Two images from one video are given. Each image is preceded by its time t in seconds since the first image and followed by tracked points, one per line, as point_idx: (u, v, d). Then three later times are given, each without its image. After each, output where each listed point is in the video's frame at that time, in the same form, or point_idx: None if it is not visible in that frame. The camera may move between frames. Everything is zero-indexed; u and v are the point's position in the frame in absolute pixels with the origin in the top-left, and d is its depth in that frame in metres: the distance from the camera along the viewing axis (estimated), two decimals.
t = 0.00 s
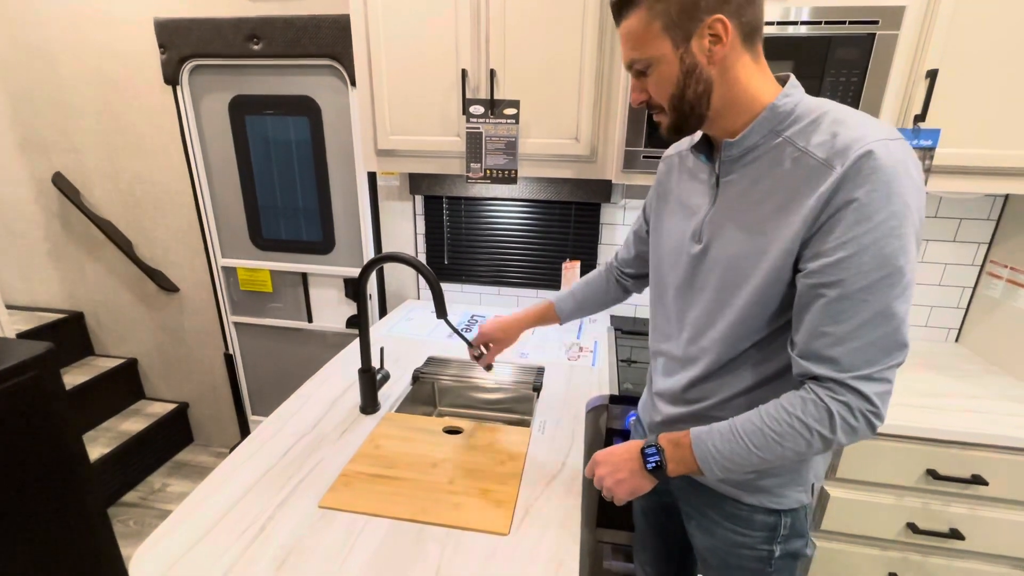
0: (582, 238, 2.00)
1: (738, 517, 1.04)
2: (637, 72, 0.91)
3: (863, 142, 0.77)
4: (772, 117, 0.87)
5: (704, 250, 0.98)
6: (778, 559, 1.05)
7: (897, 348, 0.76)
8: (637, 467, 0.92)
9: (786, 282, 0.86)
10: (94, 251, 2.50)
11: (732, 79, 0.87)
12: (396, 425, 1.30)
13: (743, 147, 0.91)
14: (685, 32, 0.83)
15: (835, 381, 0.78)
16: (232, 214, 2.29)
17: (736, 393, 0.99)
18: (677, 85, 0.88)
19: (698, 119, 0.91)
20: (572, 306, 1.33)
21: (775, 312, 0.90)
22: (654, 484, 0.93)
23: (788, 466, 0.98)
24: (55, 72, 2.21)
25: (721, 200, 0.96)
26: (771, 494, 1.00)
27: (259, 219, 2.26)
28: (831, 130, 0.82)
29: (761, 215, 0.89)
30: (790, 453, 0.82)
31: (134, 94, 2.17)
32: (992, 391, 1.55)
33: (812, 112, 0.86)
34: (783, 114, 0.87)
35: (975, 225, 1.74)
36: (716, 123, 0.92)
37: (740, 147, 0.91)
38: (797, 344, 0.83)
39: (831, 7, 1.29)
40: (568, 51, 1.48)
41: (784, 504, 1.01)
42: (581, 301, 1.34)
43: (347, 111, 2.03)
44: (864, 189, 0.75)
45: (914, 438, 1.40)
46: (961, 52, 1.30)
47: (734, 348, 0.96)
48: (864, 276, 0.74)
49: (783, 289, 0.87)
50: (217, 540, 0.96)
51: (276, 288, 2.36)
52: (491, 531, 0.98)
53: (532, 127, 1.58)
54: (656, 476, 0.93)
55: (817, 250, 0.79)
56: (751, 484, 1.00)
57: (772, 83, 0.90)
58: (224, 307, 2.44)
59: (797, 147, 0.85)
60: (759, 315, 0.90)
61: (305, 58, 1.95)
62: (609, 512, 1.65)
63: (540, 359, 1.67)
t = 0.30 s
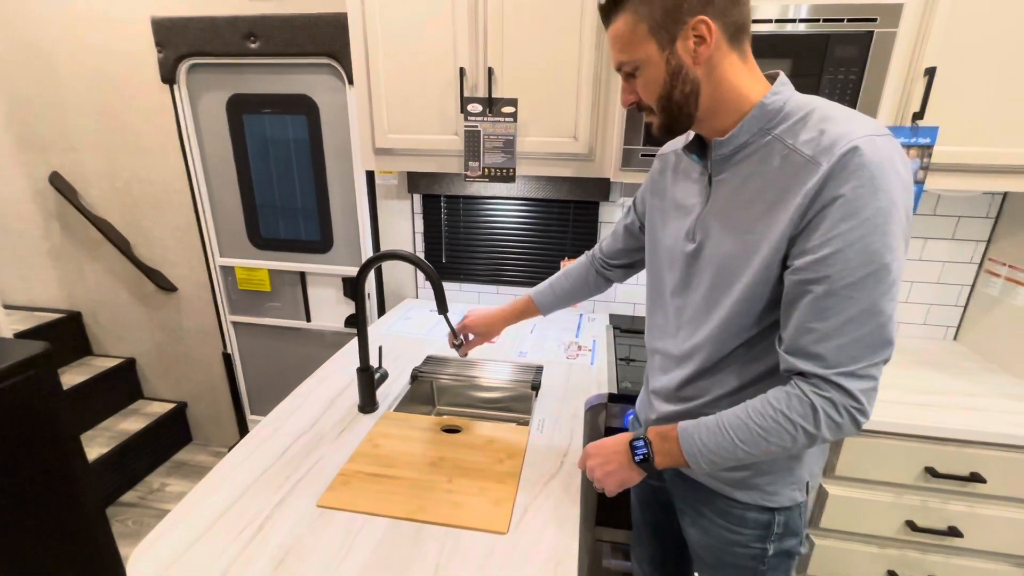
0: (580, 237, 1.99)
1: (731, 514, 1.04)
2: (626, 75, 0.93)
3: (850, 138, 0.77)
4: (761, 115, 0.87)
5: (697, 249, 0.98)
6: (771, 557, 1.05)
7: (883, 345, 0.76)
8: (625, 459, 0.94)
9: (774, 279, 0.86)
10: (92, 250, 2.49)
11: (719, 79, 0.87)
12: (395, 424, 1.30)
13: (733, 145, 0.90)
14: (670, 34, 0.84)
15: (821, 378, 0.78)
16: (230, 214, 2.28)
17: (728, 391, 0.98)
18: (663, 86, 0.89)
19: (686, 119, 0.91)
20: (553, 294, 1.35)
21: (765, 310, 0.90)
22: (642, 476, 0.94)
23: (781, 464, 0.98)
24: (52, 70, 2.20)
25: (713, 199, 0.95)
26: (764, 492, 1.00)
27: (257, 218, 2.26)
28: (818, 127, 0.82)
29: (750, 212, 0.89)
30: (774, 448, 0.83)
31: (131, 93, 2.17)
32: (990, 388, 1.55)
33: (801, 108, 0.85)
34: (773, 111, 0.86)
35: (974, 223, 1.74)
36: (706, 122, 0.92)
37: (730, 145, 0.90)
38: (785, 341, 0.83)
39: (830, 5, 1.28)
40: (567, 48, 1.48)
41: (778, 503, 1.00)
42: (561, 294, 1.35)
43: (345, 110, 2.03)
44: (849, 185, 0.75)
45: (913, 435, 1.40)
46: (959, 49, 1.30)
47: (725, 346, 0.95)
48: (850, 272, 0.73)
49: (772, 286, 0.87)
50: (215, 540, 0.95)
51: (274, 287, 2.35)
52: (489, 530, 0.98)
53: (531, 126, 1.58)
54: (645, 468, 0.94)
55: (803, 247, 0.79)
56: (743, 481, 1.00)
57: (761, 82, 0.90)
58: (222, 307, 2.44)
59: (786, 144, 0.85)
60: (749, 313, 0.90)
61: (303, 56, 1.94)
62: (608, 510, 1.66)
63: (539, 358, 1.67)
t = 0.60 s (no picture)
0: (581, 238, 1.99)
1: (726, 512, 1.04)
2: (615, 74, 0.92)
3: (833, 137, 0.78)
4: (747, 116, 0.87)
5: (689, 251, 0.98)
6: (766, 556, 1.05)
7: (873, 344, 0.76)
8: (626, 461, 0.93)
9: (764, 280, 0.86)
10: (93, 252, 2.50)
11: (707, 79, 0.87)
12: (396, 425, 1.30)
13: (721, 146, 0.91)
14: (659, 34, 0.84)
15: (812, 376, 0.78)
16: (231, 215, 2.29)
17: (721, 391, 0.98)
18: (653, 86, 0.88)
19: (676, 119, 0.91)
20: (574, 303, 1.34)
21: (757, 310, 0.90)
22: (644, 477, 0.93)
23: (775, 463, 0.98)
24: (53, 72, 2.20)
25: (704, 201, 0.96)
26: (759, 490, 1.00)
27: (258, 220, 2.26)
28: (803, 127, 0.83)
29: (739, 213, 0.90)
30: (770, 448, 0.83)
31: (132, 94, 2.17)
32: (992, 388, 1.55)
33: (786, 108, 0.86)
34: (759, 112, 0.87)
35: (975, 223, 1.74)
36: (695, 123, 0.92)
37: (719, 146, 0.91)
38: (776, 341, 0.83)
39: (830, 5, 1.28)
40: (567, 49, 1.48)
41: (772, 501, 1.00)
42: (576, 302, 1.34)
43: (346, 111, 2.03)
44: (832, 183, 0.75)
45: (915, 436, 1.40)
46: (960, 48, 1.30)
47: (718, 347, 0.95)
48: (836, 271, 0.74)
49: (763, 286, 0.87)
50: (216, 540, 0.96)
51: (275, 288, 2.36)
52: (490, 530, 0.98)
53: (531, 126, 1.58)
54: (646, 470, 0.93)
55: (790, 246, 0.79)
56: (737, 480, 1.00)
57: (748, 82, 0.90)
58: (223, 308, 2.44)
59: (773, 145, 0.85)
60: (740, 314, 0.90)
61: (304, 57, 1.95)
62: (609, 511, 1.66)
63: (540, 359, 1.67)
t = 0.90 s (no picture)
0: (580, 239, 2.00)
1: (717, 512, 1.04)
2: (606, 74, 0.95)
3: (819, 136, 0.78)
4: (735, 117, 0.88)
5: (678, 249, 0.99)
6: (757, 555, 1.05)
7: (854, 340, 0.76)
8: (608, 447, 0.95)
9: (750, 277, 0.87)
10: (93, 253, 2.50)
11: (693, 80, 0.88)
12: (395, 426, 1.29)
13: (710, 146, 0.92)
14: (646, 35, 0.86)
15: (794, 372, 0.79)
16: (231, 217, 2.29)
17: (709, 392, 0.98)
18: (640, 85, 0.90)
19: (664, 119, 0.93)
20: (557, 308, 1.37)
21: (744, 308, 0.91)
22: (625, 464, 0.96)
23: (764, 461, 0.99)
24: (54, 74, 2.21)
25: (693, 200, 0.97)
26: (748, 488, 1.00)
27: (258, 221, 2.26)
28: (790, 127, 0.83)
29: (727, 212, 0.90)
30: (748, 440, 0.84)
31: (132, 96, 2.18)
32: (992, 389, 1.55)
33: (774, 109, 0.87)
34: (746, 112, 0.87)
35: (974, 224, 1.74)
36: (683, 123, 0.94)
37: (707, 146, 0.92)
38: (760, 337, 0.84)
39: (829, 7, 1.29)
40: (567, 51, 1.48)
41: (762, 500, 1.01)
42: (570, 301, 1.37)
43: (346, 113, 2.03)
44: (818, 182, 0.76)
45: (915, 437, 1.40)
46: (958, 49, 1.30)
47: (705, 346, 0.96)
48: (818, 267, 0.74)
49: (749, 283, 0.87)
50: (217, 541, 0.96)
51: (275, 289, 2.36)
52: (490, 531, 0.98)
53: (531, 127, 1.58)
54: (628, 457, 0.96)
55: (774, 243, 0.80)
56: (727, 477, 1.01)
57: (735, 82, 0.91)
58: (224, 310, 2.44)
59: (760, 145, 0.86)
60: (728, 312, 0.91)
61: (304, 59, 1.95)
62: (609, 512, 1.65)
63: (539, 360, 1.67)
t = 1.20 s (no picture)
0: (580, 240, 2.00)
1: (708, 511, 1.05)
2: (590, 82, 0.99)
3: (796, 137, 0.80)
4: (716, 118, 0.90)
5: (665, 250, 1.01)
6: (750, 554, 1.06)
7: (834, 337, 0.78)
8: (598, 445, 0.96)
9: (734, 276, 0.89)
10: (93, 255, 2.50)
11: (671, 87, 0.90)
12: (395, 428, 1.29)
13: (692, 147, 0.93)
14: (622, 45, 0.89)
15: (777, 368, 0.81)
16: (231, 218, 2.29)
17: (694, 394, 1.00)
18: (620, 93, 0.93)
19: (644, 124, 0.95)
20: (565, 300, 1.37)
21: (729, 307, 0.92)
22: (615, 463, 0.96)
23: (754, 459, 0.99)
24: (55, 76, 2.21)
25: (677, 201, 0.98)
26: (739, 487, 1.01)
27: (258, 223, 2.26)
28: (768, 128, 0.85)
29: (711, 213, 0.92)
30: (734, 438, 0.86)
31: (133, 98, 2.18)
32: (991, 391, 1.55)
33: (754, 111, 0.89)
34: (726, 114, 0.89)
35: (973, 225, 1.74)
36: (665, 126, 0.96)
37: (689, 148, 0.94)
38: (744, 334, 0.86)
39: (828, 9, 1.29)
40: (567, 53, 1.49)
41: (753, 498, 1.01)
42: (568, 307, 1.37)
43: (346, 115, 2.04)
44: (795, 181, 0.78)
45: (914, 438, 1.40)
46: (957, 51, 1.31)
47: (692, 345, 0.97)
48: (799, 266, 0.76)
49: (733, 283, 0.89)
50: (217, 542, 0.96)
51: (275, 290, 2.36)
52: (489, 532, 0.98)
53: (531, 129, 1.59)
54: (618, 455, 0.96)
55: (756, 243, 0.82)
56: (717, 476, 1.02)
57: (717, 86, 0.93)
58: (224, 311, 2.44)
59: (741, 146, 0.88)
60: (712, 312, 0.92)
61: (304, 61, 1.96)
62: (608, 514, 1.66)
63: (539, 361, 1.67)
